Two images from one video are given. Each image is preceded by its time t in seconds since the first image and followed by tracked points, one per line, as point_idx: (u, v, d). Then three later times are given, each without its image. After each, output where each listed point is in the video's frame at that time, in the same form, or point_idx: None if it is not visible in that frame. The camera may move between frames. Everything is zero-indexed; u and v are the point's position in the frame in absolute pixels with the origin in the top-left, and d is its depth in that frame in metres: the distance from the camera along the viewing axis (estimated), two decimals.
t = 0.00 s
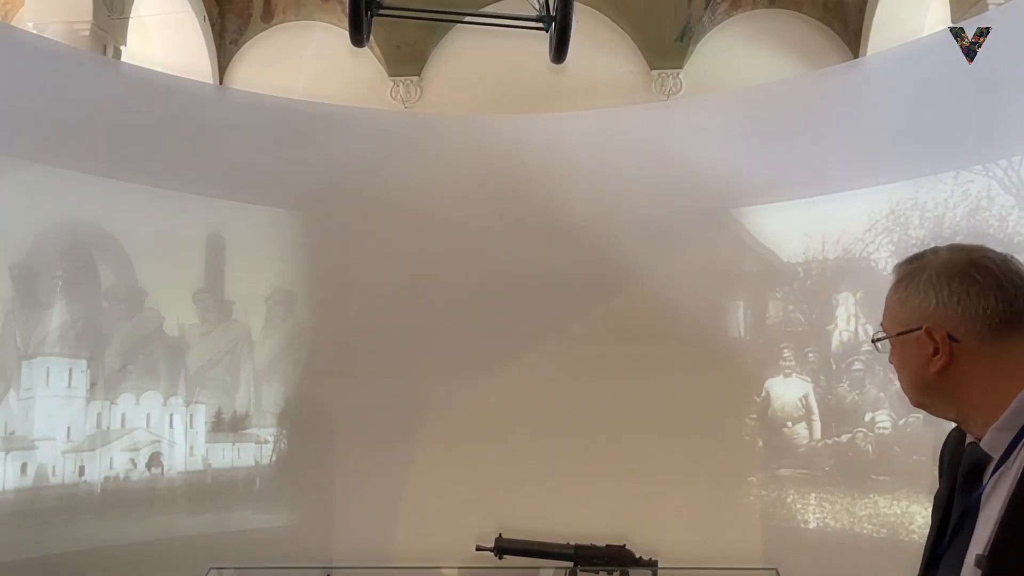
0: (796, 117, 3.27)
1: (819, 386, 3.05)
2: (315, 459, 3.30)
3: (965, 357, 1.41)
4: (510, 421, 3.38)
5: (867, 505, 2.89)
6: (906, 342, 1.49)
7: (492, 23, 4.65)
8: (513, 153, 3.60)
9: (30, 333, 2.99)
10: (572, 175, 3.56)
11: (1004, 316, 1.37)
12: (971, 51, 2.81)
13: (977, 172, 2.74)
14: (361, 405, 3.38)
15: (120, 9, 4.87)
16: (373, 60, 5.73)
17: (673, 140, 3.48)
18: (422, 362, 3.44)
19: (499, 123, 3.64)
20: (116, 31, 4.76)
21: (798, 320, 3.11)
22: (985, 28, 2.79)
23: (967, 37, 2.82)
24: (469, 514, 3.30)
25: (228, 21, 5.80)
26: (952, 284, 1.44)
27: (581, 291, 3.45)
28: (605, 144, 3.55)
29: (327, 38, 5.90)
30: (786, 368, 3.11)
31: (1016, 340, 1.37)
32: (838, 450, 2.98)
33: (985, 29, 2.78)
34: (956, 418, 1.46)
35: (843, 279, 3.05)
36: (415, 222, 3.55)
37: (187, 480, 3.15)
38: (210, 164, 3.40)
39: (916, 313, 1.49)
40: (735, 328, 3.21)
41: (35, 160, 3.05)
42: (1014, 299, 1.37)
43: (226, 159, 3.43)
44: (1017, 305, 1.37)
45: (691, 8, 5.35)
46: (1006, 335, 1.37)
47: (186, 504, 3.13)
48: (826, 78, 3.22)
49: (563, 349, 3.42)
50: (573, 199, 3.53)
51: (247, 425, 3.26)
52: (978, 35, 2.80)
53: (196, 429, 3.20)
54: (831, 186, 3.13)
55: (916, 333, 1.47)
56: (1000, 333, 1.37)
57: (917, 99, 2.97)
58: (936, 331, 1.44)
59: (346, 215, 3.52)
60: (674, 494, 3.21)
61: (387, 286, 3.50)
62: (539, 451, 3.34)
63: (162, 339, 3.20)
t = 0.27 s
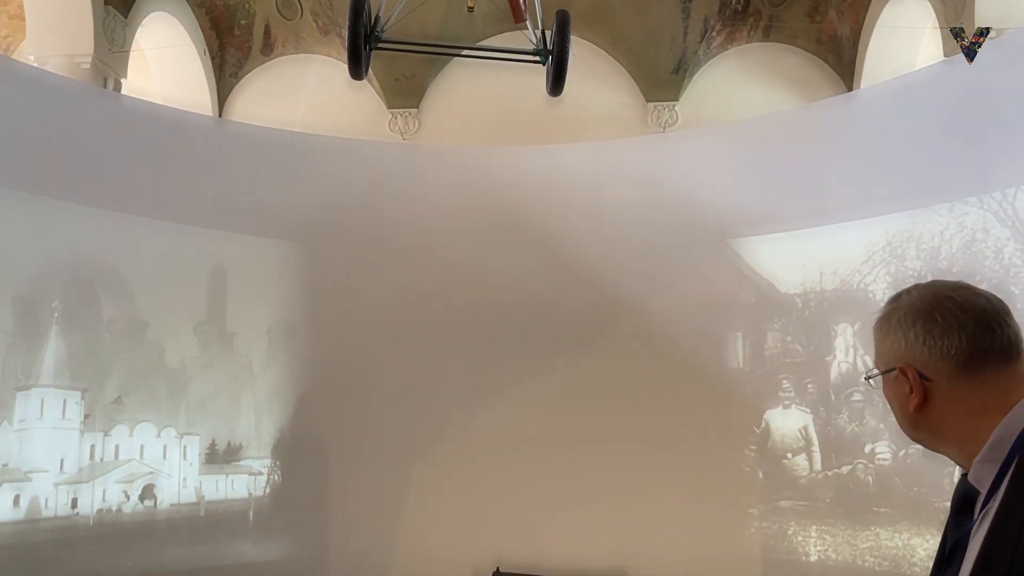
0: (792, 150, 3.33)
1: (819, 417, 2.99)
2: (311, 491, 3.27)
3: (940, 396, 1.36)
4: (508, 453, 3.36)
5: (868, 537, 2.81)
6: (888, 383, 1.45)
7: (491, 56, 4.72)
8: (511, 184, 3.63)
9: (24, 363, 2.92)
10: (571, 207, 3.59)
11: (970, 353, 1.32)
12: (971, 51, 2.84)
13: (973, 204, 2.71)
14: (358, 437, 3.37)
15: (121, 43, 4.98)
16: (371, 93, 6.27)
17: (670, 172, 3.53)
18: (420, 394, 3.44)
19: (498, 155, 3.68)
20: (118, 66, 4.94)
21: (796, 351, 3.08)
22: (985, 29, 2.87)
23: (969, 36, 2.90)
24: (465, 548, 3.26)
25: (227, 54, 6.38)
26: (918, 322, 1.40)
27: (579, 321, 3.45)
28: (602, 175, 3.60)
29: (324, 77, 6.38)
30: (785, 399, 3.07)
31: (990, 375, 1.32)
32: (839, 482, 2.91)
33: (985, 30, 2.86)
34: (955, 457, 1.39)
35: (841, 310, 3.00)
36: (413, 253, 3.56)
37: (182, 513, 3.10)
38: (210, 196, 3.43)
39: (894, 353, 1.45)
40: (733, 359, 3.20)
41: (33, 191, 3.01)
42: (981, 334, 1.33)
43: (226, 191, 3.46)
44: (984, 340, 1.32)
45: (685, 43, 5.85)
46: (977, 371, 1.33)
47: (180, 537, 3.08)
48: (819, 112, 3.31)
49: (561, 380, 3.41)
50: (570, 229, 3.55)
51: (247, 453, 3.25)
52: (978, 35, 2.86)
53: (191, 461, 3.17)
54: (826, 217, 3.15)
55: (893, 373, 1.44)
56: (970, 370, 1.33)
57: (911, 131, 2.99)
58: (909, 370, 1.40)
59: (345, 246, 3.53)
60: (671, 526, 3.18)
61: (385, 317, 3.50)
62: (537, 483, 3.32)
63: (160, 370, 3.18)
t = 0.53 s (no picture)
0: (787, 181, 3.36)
1: (819, 448, 2.96)
2: (306, 524, 3.22)
3: (927, 433, 1.29)
4: (506, 484, 3.33)
5: (870, 570, 2.78)
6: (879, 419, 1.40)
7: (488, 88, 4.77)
8: (509, 214, 3.66)
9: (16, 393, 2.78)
10: (570, 238, 3.62)
11: (950, 388, 1.25)
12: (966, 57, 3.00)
13: (969, 235, 2.73)
14: (355, 469, 3.33)
15: (122, 75, 5.01)
16: (371, 123, 6.60)
17: (667, 201, 3.57)
18: (418, 424, 3.41)
19: (497, 186, 3.71)
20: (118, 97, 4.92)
21: (795, 381, 3.06)
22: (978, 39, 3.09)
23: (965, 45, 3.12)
24: None
25: (228, 87, 6.45)
26: (901, 358, 1.34)
27: (578, 351, 3.44)
28: (599, 205, 3.65)
29: (323, 104, 6.63)
30: (786, 429, 3.05)
31: (977, 411, 1.24)
32: (841, 514, 2.87)
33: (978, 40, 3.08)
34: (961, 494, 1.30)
35: (839, 340, 3.00)
36: (410, 282, 3.57)
37: (175, 545, 3.03)
38: (209, 226, 3.43)
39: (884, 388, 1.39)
40: (733, 389, 3.19)
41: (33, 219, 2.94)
42: (964, 368, 1.25)
43: (224, 221, 3.46)
44: (963, 375, 1.25)
45: (682, 74, 6.25)
46: (960, 407, 1.25)
47: (174, 569, 3.00)
48: (813, 143, 3.33)
49: (560, 410, 3.40)
50: (568, 259, 3.57)
51: (241, 482, 3.19)
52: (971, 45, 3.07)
53: (184, 492, 3.09)
54: (823, 248, 3.16)
55: (884, 409, 1.38)
56: (952, 406, 1.25)
57: (906, 163, 3.02)
58: (895, 406, 1.34)
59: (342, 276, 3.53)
60: (672, 559, 3.13)
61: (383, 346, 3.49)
62: (535, 515, 3.28)
63: (154, 401, 3.12)
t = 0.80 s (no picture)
0: (784, 211, 3.40)
1: (820, 477, 2.92)
2: (298, 557, 3.16)
3: (941, 454, 1.26)
4: (503, 516, 3.28)
5: None
6: (886, 436, 1.36)
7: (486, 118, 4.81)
8: (506, 243, 3.68)
9: (15, 422, 2.78)
10: (567, 266, 3.63)
11: (973, 412, 1.23)
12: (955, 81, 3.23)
13: (967, 265, 2.73)
14: (350, 500, 3.28)
15: (123, 106, 5.09)
16: (371, 154, 6.77)
17: (665, 231, 3.60)
18: (414, 455, 3.37)
19: (494, 216, 3.74)
20: (119, 127, 4.98)
21: (796, 411, 3.02)
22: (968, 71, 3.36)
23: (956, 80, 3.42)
24: None
25: (228, 117, 6.56)
26: (923, 377, 1.31)
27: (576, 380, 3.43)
28: (596, 234, 3.67)
29: (322, 133, 6.79)
30: (787, 458, 3.01)
31: (992, 438, 1.22)
32: (843, 545, 2.81)
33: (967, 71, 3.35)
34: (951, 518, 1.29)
35: (839, 369, 2.96)
36: (407, 311, 3.56)
37: None
38: (206, 255, 3.42)
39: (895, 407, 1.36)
40: (733, 419, 3.15)
41: (34, 249, 2.96)
42: (984, 393, 1.24)
43: (222, 250, 3.46)
44: (986, 399, 1.23)
45: (679, 104, 6.32)
46: (976, 431, 1.23)
47: None
48: (813, 173, 3.39)
49: (558, 440, 3.36)
50: (565, 287, 3.59)
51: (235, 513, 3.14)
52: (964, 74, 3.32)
53: (178, 522, 3.04)
54: (821, 276, 3.15)
55: (893, 427, 1.34)
56: (972, 430, 1.23)
57: (905, 192, 3.06)
58: (909, 424, 1.30)
59: (339, 305, 3.51)
60: None
61: (379, 376, 3.47)
62: (532, 547, 3.23)
63: (150, 430, 3.09)
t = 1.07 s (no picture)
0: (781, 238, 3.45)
1: (823, 505, 2.85)
2: None
3: (966, 478, 1.25)
4: (502, 546, 3.23)
5: None
6: (904, 458, 1.34)
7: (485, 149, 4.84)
8: (505, 271, 3.70)
9: (8, 452, 2.72)
10: (567, 294, 3.64)
11: (1004, 437, 1.22)
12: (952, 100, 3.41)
13: (965, 291, 2.69)
14: (346, 531, 3.23)
15: (125, 135, 5.09)
16: (371, 182, 6.80)
17: (664, 258, 3.63)
18: (411, 485, 3.33)
19: (495, 244, 3.77)
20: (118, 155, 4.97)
21: (797, 439, 2.97)
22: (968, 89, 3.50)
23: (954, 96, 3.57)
24: None
25: (228, 146, 6.62)
26: (954, 399, 1.30)
27: (574, 409, 3.40)
28: (594, 261, 3.70)
29: (324, 161, 6.85)
30: (789, 487, 2.95)
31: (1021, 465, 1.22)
32: None
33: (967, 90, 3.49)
34: (959, 544, 1.29)
35: (840, 398, 2.91)
36: (405, 339, 3.54)
37: None
38: (204, 283, 3.41)
39: (917, 429, 1.35)
40: (734, 448, 3.12)
41: (30, 275, 2.94)
42: (1016, 419, 1.23)
43: (221, 278, 3.46)
44: (1018, 425, 1.23)
45: (677, 133, 6.47)
46: (1007, 458, 1.22)
47: None
48: (812, 201, 3.43)
49: (557, 469, 3.32)
50: (564, 314, 3.58)
51: (228, 544, 3.08)
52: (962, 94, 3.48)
53: (173, 552, 2.98)
54: (819, 304, 3.14)
55: (914, 449, 1.33)
56: (1002, 456, 1.22)
57: (902, 219, 3.09)
58: (936, 447, 1.29)
59: (337, 333, 3.49)
60: None
61: (377, 405, 3.43)
62: None
63: (143, 459, 3.04)
